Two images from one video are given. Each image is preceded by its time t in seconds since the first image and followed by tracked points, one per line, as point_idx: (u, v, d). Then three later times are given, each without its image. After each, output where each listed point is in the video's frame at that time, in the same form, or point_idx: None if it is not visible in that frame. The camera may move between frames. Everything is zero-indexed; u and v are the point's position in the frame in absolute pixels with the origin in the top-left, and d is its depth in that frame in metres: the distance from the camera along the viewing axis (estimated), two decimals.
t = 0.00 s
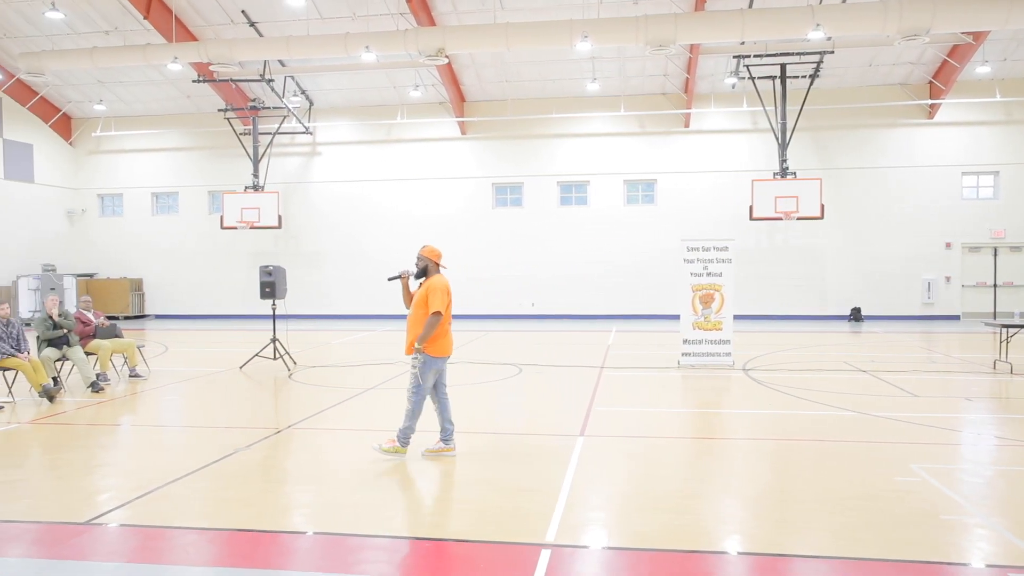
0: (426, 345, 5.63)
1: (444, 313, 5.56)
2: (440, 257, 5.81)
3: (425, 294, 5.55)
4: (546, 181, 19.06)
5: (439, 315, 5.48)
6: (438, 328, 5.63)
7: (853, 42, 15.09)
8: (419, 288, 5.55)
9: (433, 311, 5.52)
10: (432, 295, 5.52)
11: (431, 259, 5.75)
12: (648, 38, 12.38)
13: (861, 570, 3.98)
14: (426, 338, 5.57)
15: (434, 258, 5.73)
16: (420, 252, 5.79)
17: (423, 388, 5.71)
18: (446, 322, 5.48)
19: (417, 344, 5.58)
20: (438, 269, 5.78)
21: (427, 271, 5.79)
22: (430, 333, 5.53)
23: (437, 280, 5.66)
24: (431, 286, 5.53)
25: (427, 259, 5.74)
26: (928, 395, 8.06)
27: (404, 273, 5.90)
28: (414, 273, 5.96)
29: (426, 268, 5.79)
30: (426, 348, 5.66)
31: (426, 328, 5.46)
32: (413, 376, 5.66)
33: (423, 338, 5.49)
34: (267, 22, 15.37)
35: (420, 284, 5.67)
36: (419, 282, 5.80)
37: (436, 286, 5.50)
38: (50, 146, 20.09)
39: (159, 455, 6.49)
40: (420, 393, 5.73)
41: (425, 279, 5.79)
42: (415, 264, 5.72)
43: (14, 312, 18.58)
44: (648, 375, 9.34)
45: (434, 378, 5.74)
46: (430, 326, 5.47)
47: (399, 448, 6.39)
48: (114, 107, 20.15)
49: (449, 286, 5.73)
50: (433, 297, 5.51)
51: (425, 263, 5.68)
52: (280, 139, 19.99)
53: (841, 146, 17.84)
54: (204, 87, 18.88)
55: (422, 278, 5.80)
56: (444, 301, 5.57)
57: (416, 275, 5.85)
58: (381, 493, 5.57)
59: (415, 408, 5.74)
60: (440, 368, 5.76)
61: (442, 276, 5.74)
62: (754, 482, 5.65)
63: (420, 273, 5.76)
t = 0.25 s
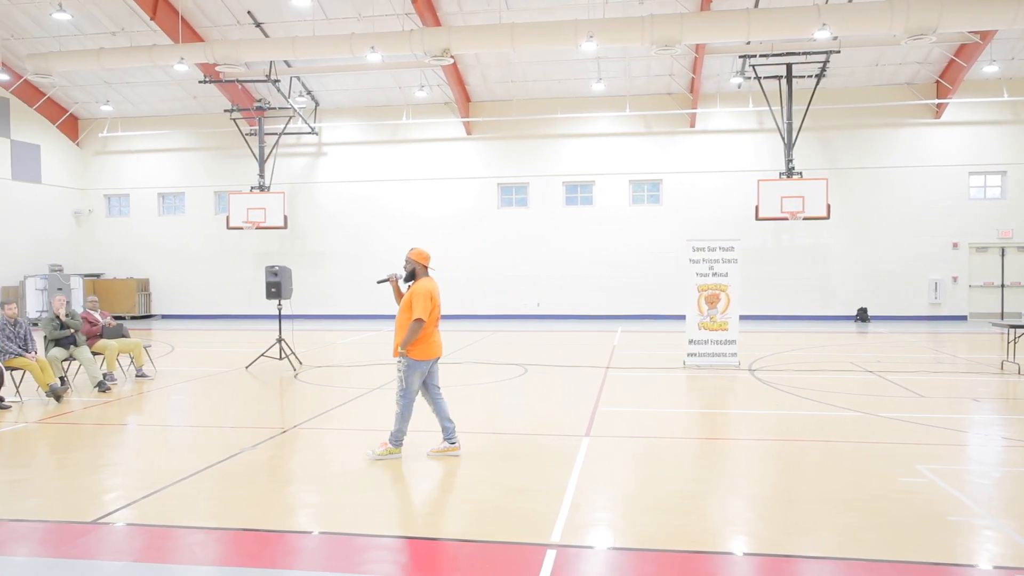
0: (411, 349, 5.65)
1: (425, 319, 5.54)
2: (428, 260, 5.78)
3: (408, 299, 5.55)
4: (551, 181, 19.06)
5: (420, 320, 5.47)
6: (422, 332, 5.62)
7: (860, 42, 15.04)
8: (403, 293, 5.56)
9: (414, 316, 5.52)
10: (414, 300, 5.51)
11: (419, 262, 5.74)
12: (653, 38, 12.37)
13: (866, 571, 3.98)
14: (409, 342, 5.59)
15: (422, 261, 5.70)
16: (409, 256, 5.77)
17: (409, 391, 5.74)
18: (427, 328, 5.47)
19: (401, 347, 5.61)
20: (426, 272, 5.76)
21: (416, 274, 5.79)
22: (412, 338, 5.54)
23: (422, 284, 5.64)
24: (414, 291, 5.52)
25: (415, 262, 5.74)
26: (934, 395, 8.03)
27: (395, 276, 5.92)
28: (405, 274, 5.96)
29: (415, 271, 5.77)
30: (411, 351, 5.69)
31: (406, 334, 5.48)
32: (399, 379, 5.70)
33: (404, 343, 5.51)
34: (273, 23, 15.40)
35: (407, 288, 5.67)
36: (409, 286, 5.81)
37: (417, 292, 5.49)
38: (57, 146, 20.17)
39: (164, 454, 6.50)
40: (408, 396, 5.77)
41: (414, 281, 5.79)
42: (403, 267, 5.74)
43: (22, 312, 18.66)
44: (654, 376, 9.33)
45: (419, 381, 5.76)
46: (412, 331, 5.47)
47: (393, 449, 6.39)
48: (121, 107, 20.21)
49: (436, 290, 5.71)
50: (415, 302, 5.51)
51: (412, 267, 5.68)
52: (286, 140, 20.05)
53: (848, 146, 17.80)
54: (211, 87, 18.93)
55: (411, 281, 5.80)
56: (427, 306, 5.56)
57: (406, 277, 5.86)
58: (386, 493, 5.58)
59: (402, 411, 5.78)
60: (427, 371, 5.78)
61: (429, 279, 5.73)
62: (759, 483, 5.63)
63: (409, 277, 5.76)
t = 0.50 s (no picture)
0: (401, 350, 5.64)
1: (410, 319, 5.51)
2: (418, 259, 5.76)
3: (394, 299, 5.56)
4: (563, 181, 19.05)
5: (403, 320, 5.45)
6: (409, 332, 5.60)
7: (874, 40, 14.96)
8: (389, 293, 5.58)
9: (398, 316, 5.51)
10: (398, 301, 5.50)
11: (409, 261, 5.74)
12: (665, 38, 12.34)
13: (881, 573, 3.95)
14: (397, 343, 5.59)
15: (411, 260, 5.72)
16: (400, 256, 5.80)
17: (405, 391, 5.75)
18: (409, 328, 5.44)
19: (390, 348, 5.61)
20: (415, 271, 5.75)
21: (408, 273, 5.81)
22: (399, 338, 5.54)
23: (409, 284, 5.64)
24: (398, 291, 5.53)
25: (405, 261, 5.74)
26: (950, 397, 7.96)
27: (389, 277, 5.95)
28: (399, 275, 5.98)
29: (406, 271, 5.79)
30: (401, 352, 5.68)
31: (390, 335, 5.48)
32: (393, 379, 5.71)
33: (390, 344, 5.52)
34: (285, 24, 15.47)
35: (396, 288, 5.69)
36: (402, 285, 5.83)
37: (401, 292, 5.49)
38: (72, 148, 20.34)
39: (179, 453, 6.54)
40: (405, 396, 5.77)
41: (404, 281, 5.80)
42: (394, 267, 5.79)
43: (38, 312, 18.84)
44: (666, 376, 9.30)
45: (412, 381, 5.73)
46: (396, 331, 5.47)
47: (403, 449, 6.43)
48: (135, 109, 20.36)
49: (424, 289, 5.68)
50: (399, 302, 5.50)
51: (401, 266, 5.71)
52: (298, 140, 20.14)
53: (861, 145, 17.68)
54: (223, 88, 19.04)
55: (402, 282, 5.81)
56: (412, 305, 5.54)
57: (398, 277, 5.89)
58: (398, 493, 5.59)
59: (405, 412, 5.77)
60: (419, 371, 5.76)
61: (418, 278, 5.70)
62: (772, 484, 5.60)
63: (399, 277, 5.78)
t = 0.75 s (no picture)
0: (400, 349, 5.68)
1: (406, 317, 5.56)
2: (414, 259, 5.85)
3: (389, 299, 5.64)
4: (576, 181, 19.04)
5: (399, 318, 5.50)
6: (406, 331, 5.64)
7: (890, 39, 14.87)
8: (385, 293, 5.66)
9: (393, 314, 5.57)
10: (394, 299, 5.56)
11: (405, 261, 5.85)
12: (678, 37, 12.30)
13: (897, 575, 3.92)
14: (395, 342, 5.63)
15: (408, 260, 5.82)
16: (398, 256, 5.89)
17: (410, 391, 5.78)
18: (405, 325, 5.48)
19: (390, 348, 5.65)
20: (413, 270, 5.83)
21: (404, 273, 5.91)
22: (396, 337, 5.58)
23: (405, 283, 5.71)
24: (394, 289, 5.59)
25: (402, 261, 5.86)
26: (968, 398, 7.88)
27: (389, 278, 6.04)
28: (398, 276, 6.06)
29: (403, 271, 5.87)
30: (400, 351, 5.72)
31: (387, 333, 5.53)
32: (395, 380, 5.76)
33: (389, 343, 5.56)
34: (299, 26, 15.55)
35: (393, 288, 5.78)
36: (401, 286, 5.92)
37: (395, 291, 5.56)
38: (88, 149, 20.52)
39: (193, 452, 6.58)
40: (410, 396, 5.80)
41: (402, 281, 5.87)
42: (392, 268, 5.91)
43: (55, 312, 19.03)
44: (680, 377, 9.27)
45: (414, 381, 5.77)
46: (393, 329, 5.51)
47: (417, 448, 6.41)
48: (150, 110, 20.52)
49: (420, 288, 5.74)
50: (393, 300, 5.57)
51: (398, 265, 5.82)
52: (312, 141, 20.24)
53: (877, 144, 17.56)
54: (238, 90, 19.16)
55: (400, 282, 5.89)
56: (408, 303, 5.59)
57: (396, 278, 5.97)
58: (411, 493, 5.60)
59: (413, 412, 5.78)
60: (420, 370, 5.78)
61: (415, 277, 5.78)
62: (786, 486, 5.57)
63: (397, 277, 5.86)
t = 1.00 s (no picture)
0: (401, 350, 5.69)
1: (407, 317, 5.58)
2: (411, 260, 5.81)
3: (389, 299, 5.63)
4: (589, 181, 19.01)
5: (401, 319, 5.51)
6: (407, 331, 5.66)
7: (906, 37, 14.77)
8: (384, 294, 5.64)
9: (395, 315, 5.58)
10: (394, 300, 5.56)
11: (401, 262, 5.78)
12: (692, 37, 12.25)
13: None
14: (396, 343, 5.65)
15: (404, 261, 5.77)
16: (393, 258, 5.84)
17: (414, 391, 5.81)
18: (408, 325, 5.51)
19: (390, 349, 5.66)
20: (410, 272, 5.80)
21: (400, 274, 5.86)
22: (397, 338, 5.60)
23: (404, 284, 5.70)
24: (394, 290, 5.58)
25: (398, 263, 5.79)
26: (985, 400, 7.80)
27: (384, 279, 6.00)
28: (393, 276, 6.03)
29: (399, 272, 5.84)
30: (400, 352, 5.73)
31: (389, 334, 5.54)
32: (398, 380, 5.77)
33: (390, 344, 5.57)
34: (313, 27, 15.61)
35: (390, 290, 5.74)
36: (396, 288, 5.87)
37: (396, 292, 5.55)
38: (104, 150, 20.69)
39: (208, 451, 6.62)
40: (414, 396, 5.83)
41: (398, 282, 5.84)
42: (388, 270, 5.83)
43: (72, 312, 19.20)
44: (694, 377, 9.24)
45: (416, 381, 5.80)
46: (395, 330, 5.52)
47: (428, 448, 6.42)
48: (165, 112, 20.67)
49: (420, 289, 5.75)
50: (394, 301, 5.57)
51: (394, 268, 5.75)
52: (326, 141, 20.32)
53: (892, 143, 17.44)
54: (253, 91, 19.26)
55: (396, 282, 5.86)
56: (408, 304, 5.60)
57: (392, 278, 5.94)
58: (425, 493, 5.60)
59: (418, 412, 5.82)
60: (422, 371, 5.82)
61: (414, 278, 5.76)
62: (800, 487, 5.53)
63: (393, 278, 5.83)
